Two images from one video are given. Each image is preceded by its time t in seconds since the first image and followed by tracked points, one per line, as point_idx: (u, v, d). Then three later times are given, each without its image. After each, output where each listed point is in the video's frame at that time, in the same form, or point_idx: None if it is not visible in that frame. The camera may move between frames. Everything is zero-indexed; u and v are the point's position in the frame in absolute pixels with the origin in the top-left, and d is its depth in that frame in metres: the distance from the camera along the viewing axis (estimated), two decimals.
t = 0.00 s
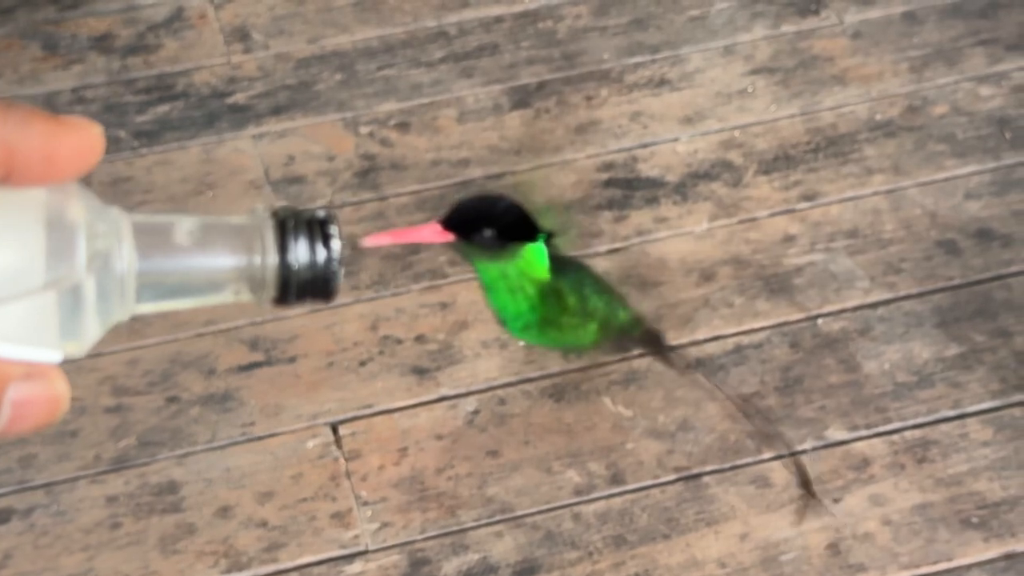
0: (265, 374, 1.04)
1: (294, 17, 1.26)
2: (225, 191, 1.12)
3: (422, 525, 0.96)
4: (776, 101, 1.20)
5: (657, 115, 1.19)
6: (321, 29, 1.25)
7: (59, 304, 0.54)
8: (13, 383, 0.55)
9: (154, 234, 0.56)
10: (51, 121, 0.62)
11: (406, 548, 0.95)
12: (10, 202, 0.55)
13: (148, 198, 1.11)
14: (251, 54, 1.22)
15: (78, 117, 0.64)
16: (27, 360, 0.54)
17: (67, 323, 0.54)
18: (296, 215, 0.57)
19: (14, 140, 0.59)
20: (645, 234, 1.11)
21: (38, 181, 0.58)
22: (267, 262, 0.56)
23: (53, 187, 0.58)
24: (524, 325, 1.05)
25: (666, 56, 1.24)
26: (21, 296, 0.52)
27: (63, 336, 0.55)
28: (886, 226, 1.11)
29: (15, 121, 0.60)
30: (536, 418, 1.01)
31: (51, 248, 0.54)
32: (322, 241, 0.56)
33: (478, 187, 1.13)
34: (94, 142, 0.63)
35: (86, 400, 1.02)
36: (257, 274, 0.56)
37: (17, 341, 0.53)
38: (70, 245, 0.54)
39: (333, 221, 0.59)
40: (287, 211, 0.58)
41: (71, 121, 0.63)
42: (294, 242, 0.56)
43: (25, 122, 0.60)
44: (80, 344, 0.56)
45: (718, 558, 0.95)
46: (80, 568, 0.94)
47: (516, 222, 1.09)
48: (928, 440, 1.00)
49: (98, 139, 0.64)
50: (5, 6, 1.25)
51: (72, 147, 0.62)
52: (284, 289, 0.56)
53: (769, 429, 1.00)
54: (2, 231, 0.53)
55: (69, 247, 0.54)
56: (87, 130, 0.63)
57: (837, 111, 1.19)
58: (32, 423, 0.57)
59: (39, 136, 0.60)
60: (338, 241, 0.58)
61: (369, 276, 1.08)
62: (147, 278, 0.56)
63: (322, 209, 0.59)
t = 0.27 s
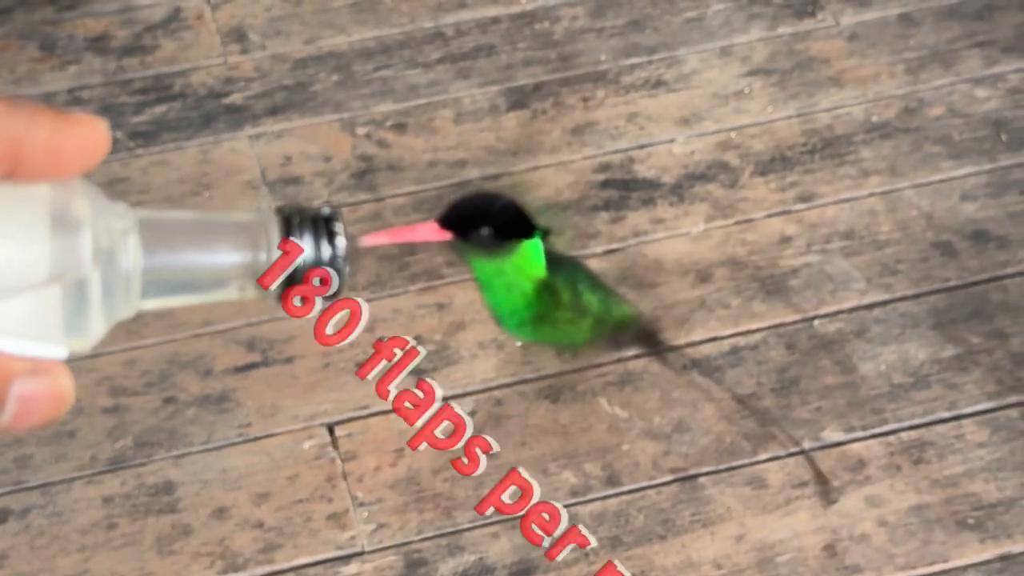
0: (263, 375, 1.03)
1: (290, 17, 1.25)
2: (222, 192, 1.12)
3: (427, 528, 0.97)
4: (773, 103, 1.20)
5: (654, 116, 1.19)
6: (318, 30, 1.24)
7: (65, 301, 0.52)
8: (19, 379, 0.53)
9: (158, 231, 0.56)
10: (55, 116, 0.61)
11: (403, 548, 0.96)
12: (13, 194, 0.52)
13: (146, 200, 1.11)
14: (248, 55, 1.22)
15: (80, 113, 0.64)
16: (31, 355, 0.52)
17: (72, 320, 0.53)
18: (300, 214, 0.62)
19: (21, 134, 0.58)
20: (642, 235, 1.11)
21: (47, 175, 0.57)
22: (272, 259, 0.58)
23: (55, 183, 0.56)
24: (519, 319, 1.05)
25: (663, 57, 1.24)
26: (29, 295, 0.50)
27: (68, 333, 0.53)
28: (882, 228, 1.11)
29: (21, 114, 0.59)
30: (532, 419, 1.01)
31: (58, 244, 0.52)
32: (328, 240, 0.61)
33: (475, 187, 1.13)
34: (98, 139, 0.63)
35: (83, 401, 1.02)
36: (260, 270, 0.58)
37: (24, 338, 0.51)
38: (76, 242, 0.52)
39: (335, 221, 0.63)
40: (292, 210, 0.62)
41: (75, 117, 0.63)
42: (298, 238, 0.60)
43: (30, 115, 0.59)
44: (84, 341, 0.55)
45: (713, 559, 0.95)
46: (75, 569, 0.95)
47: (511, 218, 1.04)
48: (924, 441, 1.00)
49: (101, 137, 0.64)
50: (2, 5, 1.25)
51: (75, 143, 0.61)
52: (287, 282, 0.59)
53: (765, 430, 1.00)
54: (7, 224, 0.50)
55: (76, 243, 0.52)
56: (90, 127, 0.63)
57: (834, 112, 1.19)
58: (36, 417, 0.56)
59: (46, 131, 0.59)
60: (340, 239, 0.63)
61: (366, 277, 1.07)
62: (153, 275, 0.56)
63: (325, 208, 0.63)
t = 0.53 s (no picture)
0: (261, 375, 1.04)
1: (288, 17, 1.26)
2: (220, 191, 1.12)
3: (433, 531, 0.96)
4: (771, 103, 1.20)
5: (652, 116, 1.19)
6: (316, 30, 1.25)
7: (62, 298, 0.52)
8: (15, 375, 0.54)
9: (156, 226, 0.54)
10: (55, 112, 0.61)
11: (401, 548, 0.96)
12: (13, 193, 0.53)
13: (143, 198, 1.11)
14: (246, 55, 1.22)
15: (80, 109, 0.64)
16: (29, 351, 0.52)
17: (70, 316, 0.53)
18: (299, 210, 0.57)
19: (20, 129, 0.57)
20: (640, 235, 1.11)
21: (46, 171, 0.57)
22: (270, 256, 0.55)
23: (56, 180, 0.57)
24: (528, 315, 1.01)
25: (661, 57, 1.24)
26: (24, 288, 0.51)
27: (66, 328, 0.53)
28: (880, 228, 1.11)
29: (20, 110, 0.59)
30: (530, 419, 1.01)
31: (54, 241, 0.52)
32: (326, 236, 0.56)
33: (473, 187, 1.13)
34: (97, 136, 0.63)
35: (80, 401, 1.02)
36: (260, 268, 0.55)
37: (20, 332, 0.51)
38: (74, 237, 0.52)
39: (336, 217, 0.58)
40: (291, 206, 0.57)
41: (75, 113, 0.63)
42: (297, 237, 0.55)
43: (29, 111, 0.59)
44: (83, 337, 0.54)
45: (711, 559, 0.95)
46: (73, 569, 0.95)
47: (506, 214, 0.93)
48: (922, 442, 1.00)
49: (101, 133, 0.63)
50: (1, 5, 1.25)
51: (75, 139, 0.61)
52: (287, 284, 0.55)
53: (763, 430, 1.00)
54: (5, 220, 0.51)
55: (73, 239, 0.52)
56: (90, 124, 0.63)
57: (832, 112, 1.19)
58: (35, 414, 0.56)
59: (45, 127, 0.59)
60: (340, 237, 0.58)
61: (364, 277, 1.08)
62: (150, 272, 0.55)
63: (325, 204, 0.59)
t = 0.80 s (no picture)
0: (260, 374, 1.04)
1: (288, 17, 1.26)
2: (219, 189, 1.12)
3: (430, 513, 0.97)
4: (770, 102, 1.20)
5: (651, 116, 1.19)
6: (316, 29, 1.25)
7: (62, 296, 0.51)
8: (18, 372, 0.54)
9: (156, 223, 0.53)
10: (56, 109, 0.61)
11: (400, 548, 0.95)
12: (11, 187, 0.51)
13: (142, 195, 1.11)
14: (246, 54, 1.22)
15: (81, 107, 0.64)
16: (31, 347, 0.51)
17: (71, 313, 0.52)
18: (300, 205, 0.55)
19: (20, 126, 0.58)
20: (639, 234, 1.11)
21: (45, 164, 0.57)
22: (273, 253, 0.53)
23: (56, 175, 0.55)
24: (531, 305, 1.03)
25: (661, 57, 1.24)
26: (25, 285, 0.49)
27: (66, 325, 0.52)
28: (880, 227, 1.11)
29: (21, 107, 0.59)
30: (529, 419, 1.01)
31: (55, 238, 0.50)
32: (329, 232, 0.54)
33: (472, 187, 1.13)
34: (99, 132, 0.63)
35: (79, 400, 1.02)
36: (261, 265, 0.53)
37: (20, 330, 0.50)
38: (75, 234, 0.51)
39: (338, 213, 0.56)
40: (293, 202, 0.55)
41: (76, 110, 0.63)
42: (298, 233, 0.53)
43: (31, 109, 0.59)
44: (84, 334, 0.53)
45: (711, 559, 0.95)
46: (72, 568, 0.94)
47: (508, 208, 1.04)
48: (921, 441, 1.00)
49: (102, 131, 0.63)
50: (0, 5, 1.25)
51: (76, 135, 0.61)
52: (289, 282, 0.53)
53: (761, 429, 1.00)
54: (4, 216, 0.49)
55: (74, 236, 0.51)
56: (92, 120, 0.63)
57: (831, 112, 1.19)
58: (34, 411, 0.56)
59: (45, 122, 0.59)
60: (343, 233, 0.55)
61: (363, 276, 1.08)
62: (152, 270, 0.53)
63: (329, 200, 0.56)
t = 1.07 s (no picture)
0: (261, 373, 1.04)
1: (288, 17, 1.26)
2: (219, 189, 1.12)
3: (430, 513, 0.97)
4: (769, 102, 1.20)
5: (651, 116, 1.19)
6: (316, 28, 1.25)
7: (57, 299, 0.49)
8: (14, 372, 0.52)
9: (153, 223, 0.50)
10: (54, 109, 0.61)
11: (400, 546, 0.95)
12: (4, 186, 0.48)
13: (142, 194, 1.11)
14: (246, 54, 1.23)
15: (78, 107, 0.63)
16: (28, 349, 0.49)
17: (68, 315, 0.49)
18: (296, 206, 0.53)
19: (19, 126, 0.57)
20: (639, 233, 1.11)
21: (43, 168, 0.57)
22: (269, 253, 0.51)
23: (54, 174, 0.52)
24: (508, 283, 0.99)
25: (660, 56, 1.24)
26: (23, 289, 0.47)
27: (64, 326, 0.50)
28: (879, 226, 1.11)
29: (20, 106, 0.58)
30: (528, 417, 1.01)
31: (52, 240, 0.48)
32: (326, 233, 0.52)
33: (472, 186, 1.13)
34: (96, 133, 0.62)
35: (79, 398, 1.02)
36: (258, 266, 0.51)
37: (18, 332, 0.48)
38: (71, 233, 0.49)
39: (335, 213, 0.54)
40: (287, 204, 0.53)
41: (74, 110, 0.62)
42: (295, 233, 0.51)
43: (30, 108, 0.59)
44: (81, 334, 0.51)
45: (710, 557, 0.95)
46: (72, 566, 0.94)
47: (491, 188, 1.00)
48: (920, 440, 1.00)
49: (99, 132, 0.63)
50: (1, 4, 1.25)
51: (74, 135, 0.61)
52: (285, 282, 0.51)
53: (760, 428, 1.00)
54: None
55: (70, 236, 0.48)
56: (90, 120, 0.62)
57: (831, 111, 1.19)
58: (32, 412, 0.55)
59: (44, 122, 0.59)
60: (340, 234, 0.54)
61: (363, 274, 1.08)
62: (150, 272, 0.50)
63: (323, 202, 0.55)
